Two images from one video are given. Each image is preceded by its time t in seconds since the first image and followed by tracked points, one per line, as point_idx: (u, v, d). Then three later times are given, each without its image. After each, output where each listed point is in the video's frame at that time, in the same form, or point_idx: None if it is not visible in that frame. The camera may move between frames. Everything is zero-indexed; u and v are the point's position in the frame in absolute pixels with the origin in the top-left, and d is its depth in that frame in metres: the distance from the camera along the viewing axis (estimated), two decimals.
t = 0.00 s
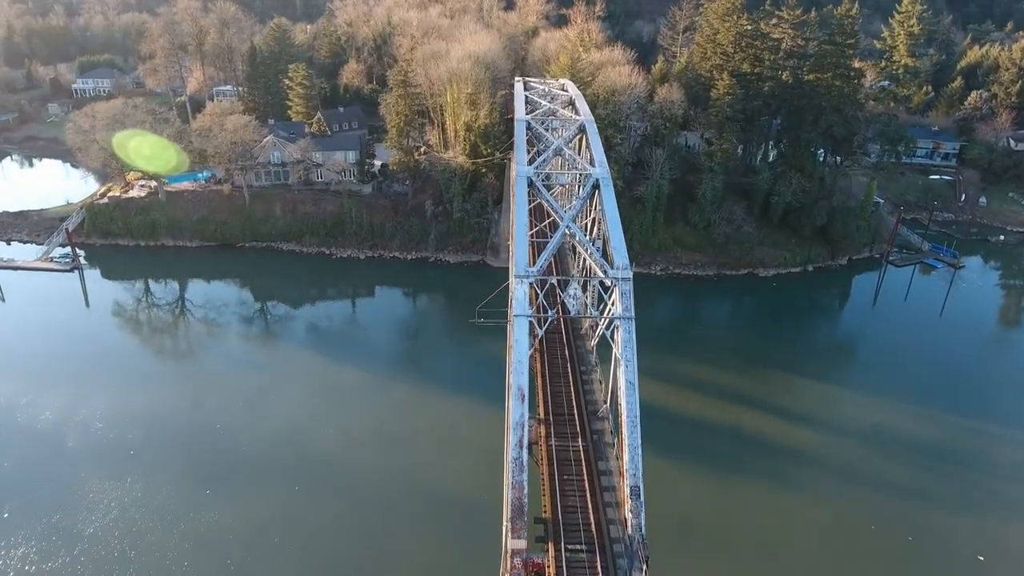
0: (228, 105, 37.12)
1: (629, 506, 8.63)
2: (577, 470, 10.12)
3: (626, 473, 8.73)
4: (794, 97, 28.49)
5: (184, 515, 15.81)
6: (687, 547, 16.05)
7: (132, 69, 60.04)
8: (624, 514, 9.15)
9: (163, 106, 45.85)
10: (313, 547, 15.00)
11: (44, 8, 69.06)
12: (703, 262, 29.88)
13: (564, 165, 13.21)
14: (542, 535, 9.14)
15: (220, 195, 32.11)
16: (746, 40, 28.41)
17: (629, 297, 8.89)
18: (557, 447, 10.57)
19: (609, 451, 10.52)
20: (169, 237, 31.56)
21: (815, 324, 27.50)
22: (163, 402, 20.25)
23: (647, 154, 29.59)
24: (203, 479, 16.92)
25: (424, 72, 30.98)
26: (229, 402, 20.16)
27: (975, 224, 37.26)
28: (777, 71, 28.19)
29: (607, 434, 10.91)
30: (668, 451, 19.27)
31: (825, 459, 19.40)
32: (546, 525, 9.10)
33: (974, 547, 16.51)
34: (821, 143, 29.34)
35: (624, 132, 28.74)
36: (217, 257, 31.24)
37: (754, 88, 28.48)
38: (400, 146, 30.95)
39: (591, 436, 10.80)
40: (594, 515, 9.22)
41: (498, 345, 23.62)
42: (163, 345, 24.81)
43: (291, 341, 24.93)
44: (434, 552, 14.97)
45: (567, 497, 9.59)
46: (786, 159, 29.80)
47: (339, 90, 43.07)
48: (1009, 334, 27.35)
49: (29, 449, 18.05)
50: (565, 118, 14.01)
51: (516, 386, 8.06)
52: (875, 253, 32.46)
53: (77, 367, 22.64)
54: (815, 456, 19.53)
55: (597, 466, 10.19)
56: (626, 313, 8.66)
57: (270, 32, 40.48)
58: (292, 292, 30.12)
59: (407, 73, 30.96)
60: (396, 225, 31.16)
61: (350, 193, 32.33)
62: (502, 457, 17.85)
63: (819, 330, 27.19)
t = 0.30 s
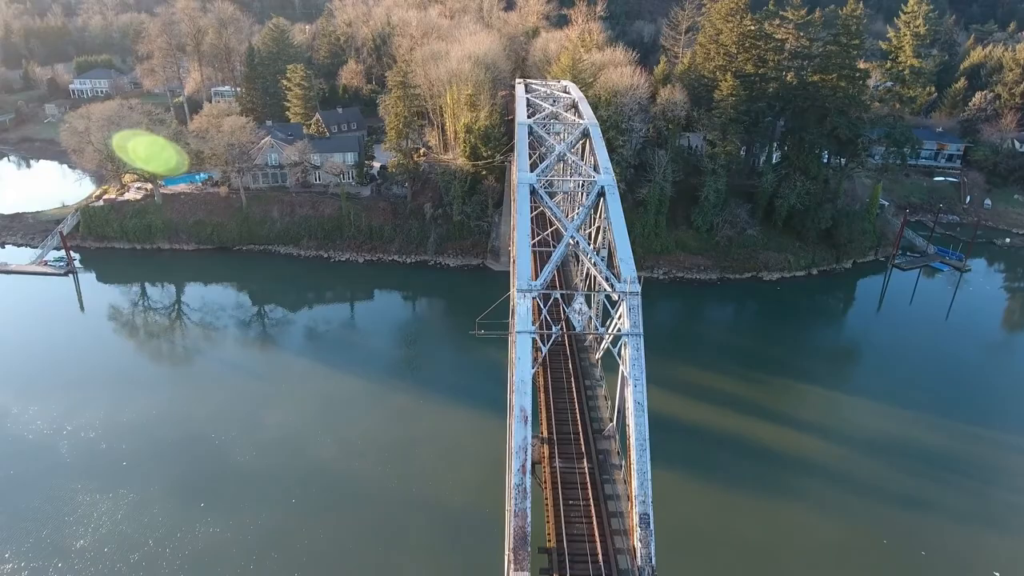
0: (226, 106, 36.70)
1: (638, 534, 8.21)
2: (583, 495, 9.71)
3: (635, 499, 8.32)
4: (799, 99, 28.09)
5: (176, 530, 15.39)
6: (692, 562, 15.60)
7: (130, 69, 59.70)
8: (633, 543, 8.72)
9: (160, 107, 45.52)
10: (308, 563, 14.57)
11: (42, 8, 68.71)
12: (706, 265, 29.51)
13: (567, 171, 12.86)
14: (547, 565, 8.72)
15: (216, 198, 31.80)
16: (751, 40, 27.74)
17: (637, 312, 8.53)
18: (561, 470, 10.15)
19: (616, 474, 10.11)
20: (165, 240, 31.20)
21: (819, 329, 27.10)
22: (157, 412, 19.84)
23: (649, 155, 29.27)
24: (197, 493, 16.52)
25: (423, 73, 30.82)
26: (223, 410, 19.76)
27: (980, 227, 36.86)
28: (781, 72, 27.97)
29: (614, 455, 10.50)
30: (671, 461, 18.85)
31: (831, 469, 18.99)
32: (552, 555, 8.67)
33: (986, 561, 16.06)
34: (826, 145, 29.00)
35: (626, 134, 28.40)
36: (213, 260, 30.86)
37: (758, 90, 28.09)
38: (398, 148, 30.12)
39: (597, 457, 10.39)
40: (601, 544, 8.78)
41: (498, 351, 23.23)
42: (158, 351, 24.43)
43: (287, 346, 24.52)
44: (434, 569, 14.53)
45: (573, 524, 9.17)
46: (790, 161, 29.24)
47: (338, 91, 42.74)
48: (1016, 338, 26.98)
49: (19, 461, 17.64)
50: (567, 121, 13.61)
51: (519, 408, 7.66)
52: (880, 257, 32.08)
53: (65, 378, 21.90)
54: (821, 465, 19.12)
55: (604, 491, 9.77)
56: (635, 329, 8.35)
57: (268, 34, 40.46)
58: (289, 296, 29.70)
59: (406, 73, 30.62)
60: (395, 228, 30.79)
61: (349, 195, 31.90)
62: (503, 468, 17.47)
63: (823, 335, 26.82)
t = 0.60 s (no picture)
0: (223, 108, 36.28)
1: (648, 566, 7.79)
2: (589, 521, 9.31)
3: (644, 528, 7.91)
4: (803, 101, 27.88)
5: (169, 546, 14.99)
6: None
7: (128, 70, 59.29)
8: None
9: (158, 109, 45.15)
10: None
11: (40, 8, 68.31)
12: (709, 270, 29.13)
13: (571, 178, 12.45)
14: None
15: (213, 201, 31.43)
16: (756, 42, 27.31)
17: (647, 331, 8.12)
18: (567, 495, 9.76)
19: (624, 500, 9.71)
20: (161, 244, 30.79)
21: (825, 335, 26.69)
22: (151, 421, 19.44)
23: (652, 158, 28.86)
24: (191, 507, 16.13)
25: (423, 75, 30.54)
26: (218, 420, 19.35)
27: (986, 230, 36.48)
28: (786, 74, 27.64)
29: (621, 479, 10.10)
30: (675, 472, 18.44)
31: (839, 480, 18.54)
32: None
33: None
34: (831, 148, 28.61)
35: (629, 137, 28.04)
36: (210, 264, 30.46)
37: (762, 92, 27.74)
38: (397, 151, 29.71)
39: (604, 481, 9.99)
40: None
41: (498, 358, 22.82)
42: (154, 357, 24.04)
43: (284, 352, 24.11)
44: None
45: (579, 555, 8.77)
46: (794, 164, 28.84)
47: (337, 92, 42.38)
48: None
49: (8, 473, 17.24)
50: (570, 126, 13.20)
51: (522, 432, 7.31)
52: (886, 261, 31.70)
53: (61, 381, 21.86)
54: (829, 476, 18.69)
55: (612, 517, 9.37)
56: (643, 348, 7.91)
57: (267, 35, 40.06)
58: (287, 300, 29.31)
59: (404, 75, 30.06)
60: (394, 232, 30.38)
61: (347, 199, 31.51)
62: (504, 480, 17.05)
63: (829, 341, 26.40)
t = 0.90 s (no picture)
0: (221, 109, 35.88)
1: None
2: (597, 551, 8.87)
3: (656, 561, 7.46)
4: (808, 102, 27.52)
5: (161, 563, 14.59)
6: None
7: (126, 70, 58.98)
8: None
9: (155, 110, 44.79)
10: None
11: (39, 8, 67.92)
12: (713, 274, 28.72)
13: (575, 184, 12.02)
14: None
15: (210, 204, 31.04)
16: (759, 43, 26.99)
17: (658, 350, 7.63)
18: (573, 523, 9.32)
19: (633, 527, 9.27)
20: (157, 247, 30.39)
21: (830, 341, 26.27)
22: (144, 432, 19.03)
23: (654, 161, 28.47)
24: (184, 522, 15.74)
25: (422, 76, 30.19)
26: (213, 430, 18.95)
27: (991, 233, 36.10)
28: (791, 75, 27.21)
29: (629, 504, 9.66)
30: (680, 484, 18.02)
31: (848, 493, 18.07)
32: None
33: None
34: (836, 151, 28.22)
35: (632, 139, 27.66)
36: (207, 268, 30.07)
37: (767, 94, 27.32)
38: (396, 153, 29.38)
39: (612, 507, 9.54)
40: None
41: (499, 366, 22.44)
42: (149, 363, 23.66)
43: (281, 358, 23.72)
44: None
45: None
46: (799, 166, 28.46)
47: (336, 93, 41.93)
48: None
49: None
50: (574, 130, 12.77)
51: (526, 459, 6.90)
52: (892, 264, 31.32)
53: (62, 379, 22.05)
54: (837, 488, 18.24)
55: (620, 547, 8.92)
56: (654, 369, 7.42)
57: (265, 35, 39.56)
58: (284, 303, 28.94)
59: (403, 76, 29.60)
60: (393, 235, 30.02)
61: (346, 201, 31.09)
62: (506, 493, 16.63)
63: (835, 346, 25.98)
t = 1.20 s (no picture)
0: (219, 111, 35.48)
1: None
2: None
3: None
4: (813, 104, 27.07)
5: None
6: None
7: (124, 71, 58.57)
8: None
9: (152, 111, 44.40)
10: None
11: (37, 8, 67.48)
12: (717, 278, 28.30)
13: (579, 191, 11.61)
14: None
15: (206, 207, 30.65)
16: (764, 43, 26.52)
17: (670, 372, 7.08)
18: (579, 552, 8.79)
19: (643, 557, 8.73)
20: (153, 250, 30.01)
21: (837, 347, 25.84)
22: (137, 442, 18.63)
23: (657, 163, 28.07)
24: (178, 536, 15.35)
25: (421, 77, 29.67)
26: (209, 440, 18.57)
27: (997, 235, 35.69)
28: (795, 76, 26.72)
29: (639, 531, 9.13)
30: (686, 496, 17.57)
31: (858, 506, 17.60)
32: None
33: None
34: (842, 153, 27.86)
35: (634, 141, 27.26)
36: (203, 272, 29.67)
37: (772, 96, 26.82)
38: (395, 155, 29.03)
39: (621, 534, 9.01)
40: None
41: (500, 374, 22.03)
42: (144, 369, 23.28)
43: (278, 365, 23.32)
44: None
45: None
46: (803, 169, 28.10)
47: (335, 94, 41.44)
48: None
49: None
50: (578, 135, 12.40)
51: (531, 490, 6.49)
52: (898, 267, 30.93)
53: (57, 385, 21.73)
54: (847, 500, 17.77)
55: None
56: (666, 393, 6.87)
57: (263, 35, 39.17)
58: (282, 307, 28.57)
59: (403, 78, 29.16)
60: (392, 238, 29.60)
61: (344, 204, 30.67)
62: (508, 506, 16.19)
63: (841, 352, 25.56)
